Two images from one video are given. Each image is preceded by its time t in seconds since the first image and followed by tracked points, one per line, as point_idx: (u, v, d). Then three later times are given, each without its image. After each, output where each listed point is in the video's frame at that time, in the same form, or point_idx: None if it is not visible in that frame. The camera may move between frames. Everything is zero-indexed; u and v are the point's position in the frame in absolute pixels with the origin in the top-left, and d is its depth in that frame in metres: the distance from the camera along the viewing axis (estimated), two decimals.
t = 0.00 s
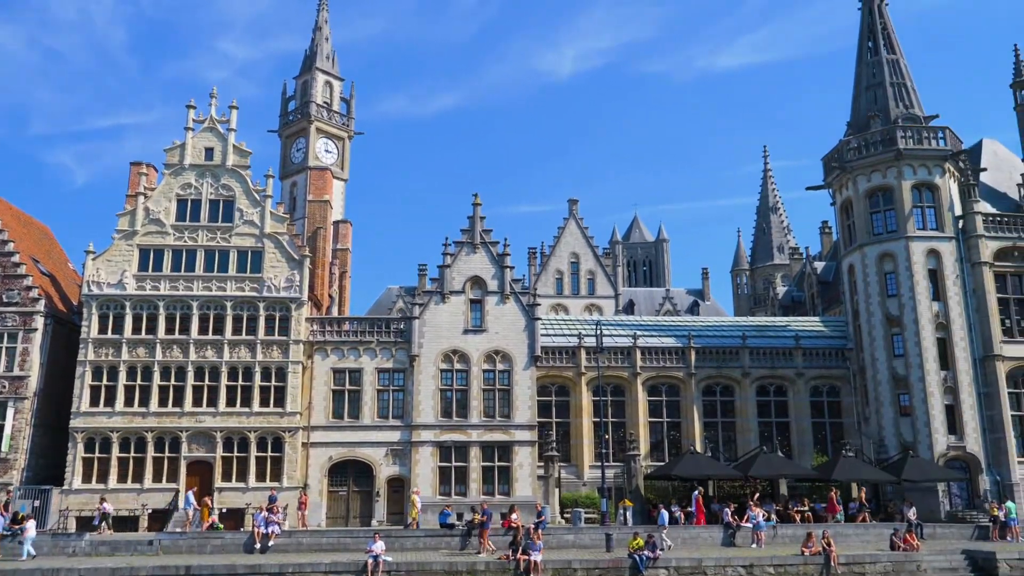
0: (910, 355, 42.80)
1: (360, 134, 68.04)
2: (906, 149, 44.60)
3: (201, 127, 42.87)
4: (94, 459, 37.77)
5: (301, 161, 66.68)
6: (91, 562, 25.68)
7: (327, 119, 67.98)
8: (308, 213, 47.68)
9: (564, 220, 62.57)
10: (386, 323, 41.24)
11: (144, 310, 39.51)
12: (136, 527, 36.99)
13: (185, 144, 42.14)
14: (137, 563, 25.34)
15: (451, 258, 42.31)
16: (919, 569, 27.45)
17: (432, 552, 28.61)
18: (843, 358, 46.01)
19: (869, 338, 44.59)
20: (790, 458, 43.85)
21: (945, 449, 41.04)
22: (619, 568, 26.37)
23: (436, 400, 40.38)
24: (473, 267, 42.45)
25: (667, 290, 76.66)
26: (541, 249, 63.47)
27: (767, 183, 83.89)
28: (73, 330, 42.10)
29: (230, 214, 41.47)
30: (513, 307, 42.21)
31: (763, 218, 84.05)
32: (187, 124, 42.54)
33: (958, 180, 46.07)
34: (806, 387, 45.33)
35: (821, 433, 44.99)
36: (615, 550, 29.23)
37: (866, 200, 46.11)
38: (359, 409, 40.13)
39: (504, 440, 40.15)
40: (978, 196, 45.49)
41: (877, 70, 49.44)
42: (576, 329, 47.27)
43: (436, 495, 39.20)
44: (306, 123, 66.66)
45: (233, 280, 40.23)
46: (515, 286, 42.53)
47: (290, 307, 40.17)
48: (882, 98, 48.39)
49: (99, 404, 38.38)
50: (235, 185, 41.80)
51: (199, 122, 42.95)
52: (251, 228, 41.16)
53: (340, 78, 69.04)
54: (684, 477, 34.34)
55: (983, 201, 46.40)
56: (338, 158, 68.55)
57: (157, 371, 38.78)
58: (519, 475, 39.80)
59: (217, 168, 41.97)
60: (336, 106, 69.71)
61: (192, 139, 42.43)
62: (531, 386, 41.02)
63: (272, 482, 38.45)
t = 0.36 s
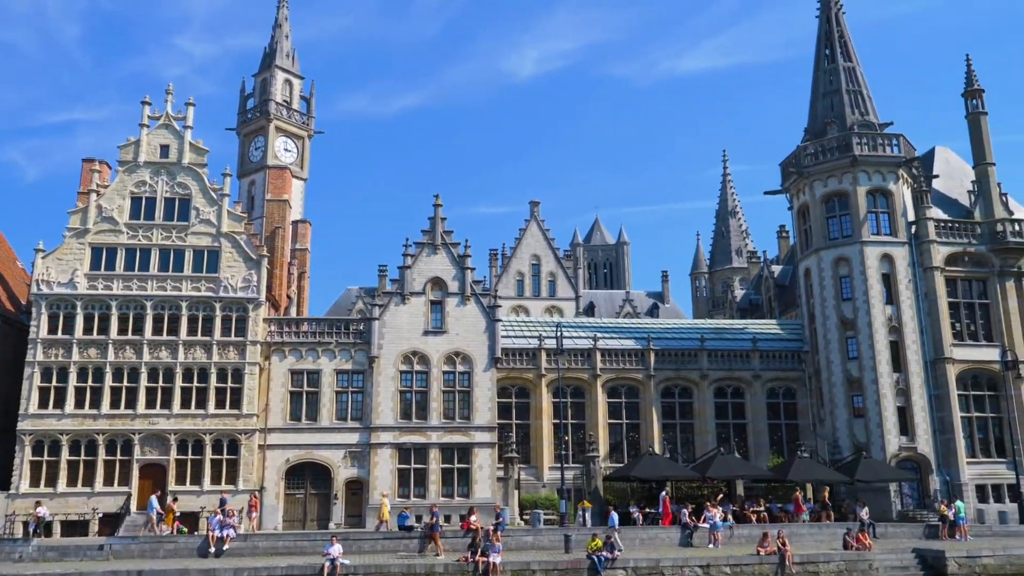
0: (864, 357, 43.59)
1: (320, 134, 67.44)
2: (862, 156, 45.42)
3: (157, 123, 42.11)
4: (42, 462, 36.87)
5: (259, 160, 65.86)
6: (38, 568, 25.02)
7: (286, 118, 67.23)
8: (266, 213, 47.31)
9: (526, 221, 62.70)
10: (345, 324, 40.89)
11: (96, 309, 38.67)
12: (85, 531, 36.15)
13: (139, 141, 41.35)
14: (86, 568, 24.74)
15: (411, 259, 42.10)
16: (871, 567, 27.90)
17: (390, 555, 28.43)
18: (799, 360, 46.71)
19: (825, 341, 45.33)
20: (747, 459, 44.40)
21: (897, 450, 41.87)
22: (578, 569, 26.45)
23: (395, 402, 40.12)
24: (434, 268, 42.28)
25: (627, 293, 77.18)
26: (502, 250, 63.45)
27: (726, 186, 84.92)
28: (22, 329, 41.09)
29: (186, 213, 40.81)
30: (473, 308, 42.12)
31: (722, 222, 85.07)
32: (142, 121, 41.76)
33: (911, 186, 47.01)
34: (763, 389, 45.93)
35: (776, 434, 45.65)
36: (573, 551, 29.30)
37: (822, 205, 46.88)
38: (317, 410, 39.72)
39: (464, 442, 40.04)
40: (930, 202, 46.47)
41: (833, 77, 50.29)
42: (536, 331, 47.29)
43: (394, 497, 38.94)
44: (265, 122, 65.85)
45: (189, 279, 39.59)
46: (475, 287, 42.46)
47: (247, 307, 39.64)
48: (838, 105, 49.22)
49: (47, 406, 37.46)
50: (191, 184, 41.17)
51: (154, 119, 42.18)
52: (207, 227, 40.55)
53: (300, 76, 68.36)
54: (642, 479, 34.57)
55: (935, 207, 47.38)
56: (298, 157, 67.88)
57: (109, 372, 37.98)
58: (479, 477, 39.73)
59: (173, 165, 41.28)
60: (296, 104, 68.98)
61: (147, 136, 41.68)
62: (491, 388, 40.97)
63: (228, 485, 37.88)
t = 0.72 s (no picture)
0: (823, 359, 44.20)
1: (282, 133, 66.76)
2: (822, 160, 46.07)
3: (113, 120, 41.32)
4: None
5: (219, 158, 64.99)
6: None
7: (247, 116, 66.42)
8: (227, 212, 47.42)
9: (490, 222, 62.72)
10: (307, 325, 40.45)
11: (49, 310, 37.83)
12: (37, 536, 35.30)
13: (95, 138, 40.54)
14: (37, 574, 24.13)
15: (374, 260, 41.81)
16: (829, 566, 28.25)
17: (351, 558, 28.15)
18: (759, 361, 47.24)
19: (785, 342, 45.89)
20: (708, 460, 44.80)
21: (855, 450, 42.51)
22: (541, 570, 26.47)
23: (357, 404, 39.81)
24: (396, 269, 42.03)
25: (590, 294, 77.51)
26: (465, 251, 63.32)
27: (688, 190, 85.66)
28: None
29: (143, 211, 40.10)
30: (436, 309, 41.93)
31: (685, 224, 85.82)
32: (98, 117, 40.95)
33: (869, 191, 47.78)
34: (724, 390, 46.38)
35: (737, 434, 46.12)
36: (535, 552, 29.29)
37: (783, 208, 47.48)
38: (277, 412, 39.26)
39: (427, 444, 39.85)
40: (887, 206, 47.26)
41: (794, 82, 50.96)
42: (499, 332, 47.23)
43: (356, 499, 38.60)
44: (226, 120, 64.99)
45: (146, 280, 38.93)
46: (439, 288, 42.29)
47: (206, 308, 39.06)
48: (799, 110, 49.89)
49: None
50: (149, 182, 40.50)
51: (111, 116, 41.37)
52: (165, 226, 39.89)
53: (261, 74, 67.60)
54: (605, 480, 34.65)
55: (892, 211, 48.20)
56: (259, 156, 67.12)
57: (63, 374, 37.17)
58: (441, 479, 39.55)
59: (130, 163, 40.56)
60: (257, 102, 68.18)
61: (103, 133, 40.87)
62: (454, 389, 40.83)
63: (185, 489, 37.28)
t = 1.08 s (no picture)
0: (787, 360, 44.67)
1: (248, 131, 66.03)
2: (786, 164, 46.61)
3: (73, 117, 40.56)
4: None
5: (183, 156, 64.10)
6: None
7: (212, 114, 65.57)
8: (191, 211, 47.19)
9: (459, 223, 62.60)
10: (272, 325, 40.02)
11: (6, 309, 37.02)
12: None
13: (55, 134, 39.76)
14: None
15: (341, 260, 41.49)
16: (792, 565, 28.55)
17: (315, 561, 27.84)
18: (725, 362, 47.65)
19: (750, 344, 46.32)
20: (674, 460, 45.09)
21: (818, 450, 43.04)
22: (507, 571, 26.40)
23: (323, 405, 39.46)
24: (363, 270, 41.74)
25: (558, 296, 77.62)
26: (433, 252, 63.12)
27: (656, 192, 86.16)
28: None
29: (104, 210, 39.42)
30: (403, 309, 41.70)
31: (652, 227, 86.42)
32: (57, 114, 40.18)
33: (832, 195, 48.41)
34: (690, 391, 46.71)
35: (703, 435, 46.46)
36: (502, 553, 29.21)
37: (748, 211, 47.95)
38: (241, 414, 38.78)
39: (393, 445, 39.62)
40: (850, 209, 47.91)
41: (759, 87, 51.50)
42: (467, 333, 47.14)
43: (321, 502, 38.23)
44: (190, 118, 64.12)
45: (107, 279, 38.26)
46: (406, 289, 42.06)
47: (169, 308, 38.48)
48: (764, 114, 50.43)
49: None
50: (110, 180, 39.82)
51: (71, 112, 40.62)
52: (127, 225, 39.27)
53: (226, 72, 66.83)
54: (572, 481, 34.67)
55: (855, 215, 48.82)
56: (223, 155, 66.30)
57: (20, 375, 36.39)
58: (408, 481, 39.33)
59: (91, 161, 39.86)
60: (222, 100, 67.37)
61: (63, 129, 40.12)
62: (421, 391, 40.63)
63: (146, 491, 36.69)
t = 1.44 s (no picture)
0: (757, 362, 45.03)
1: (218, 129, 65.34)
2: (757, 167, 47.02)
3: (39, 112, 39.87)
4: None
5: (152, 154, 63.28)
6: None
7: (181, 111, 64.79)
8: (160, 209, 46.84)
9: (432, 224, 62.44)
10: (242, 325, 39.61)
11: None
12: None
13: (19, 130, 39.06)
14: None
15: (312, 260, 41.19)
16: (760, 565, 28.79)
17: (284, 563, 27.58)
18: (695, 364, 47.94)
19: (720, 346, 46.64)
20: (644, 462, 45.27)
21: (787, 451, 43.47)
22: (477, 572, 26.35)
23: (293, 406, 39.12)
24: (335, 270, 41.45)
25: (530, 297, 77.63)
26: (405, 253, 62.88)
27: (629, 194, 86.51)
28: None
29: (70, 207, 38.81)
30: (375, 310, 41.48)
31: (625, 228, 86.78)
32: (22, 109, 39.48)
33: (802, 198, 48.91)
34: (661, 393, 46.95)
35: (673, 436, 46.70)
36: (473, 554, 29.11)
37: (720, 214, 48.31)
38: (209, 415, 38.33)
39: (364, 446, 39.38)
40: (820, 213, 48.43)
41: (731, 90, 51.90)
42: (439, 334, 47.01)
43: (290, 503, 37.88)
44: (159, 115, 63.30)
45: (73, 277, 37.65)
46: (378, 290, 41.83)
47: (136, 307, 37.94)
48: (736, 118, 50.82)
49: None
50: (77, 177, 39.19)
51: (36, 108, 39.92)
52: (94, 222, 38.69)
53: (196, 69, 66.08)
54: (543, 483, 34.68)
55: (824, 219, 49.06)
56: (193, 153, 65.56)
57: None
58: (378, 482, 39.11)
59: (57, 158, 39.23)
60: (192, 97, 66.60)
61: (29, 125, 39.42)
62: (392, 391, 40.43)
63: (112, 493, 36.15)
